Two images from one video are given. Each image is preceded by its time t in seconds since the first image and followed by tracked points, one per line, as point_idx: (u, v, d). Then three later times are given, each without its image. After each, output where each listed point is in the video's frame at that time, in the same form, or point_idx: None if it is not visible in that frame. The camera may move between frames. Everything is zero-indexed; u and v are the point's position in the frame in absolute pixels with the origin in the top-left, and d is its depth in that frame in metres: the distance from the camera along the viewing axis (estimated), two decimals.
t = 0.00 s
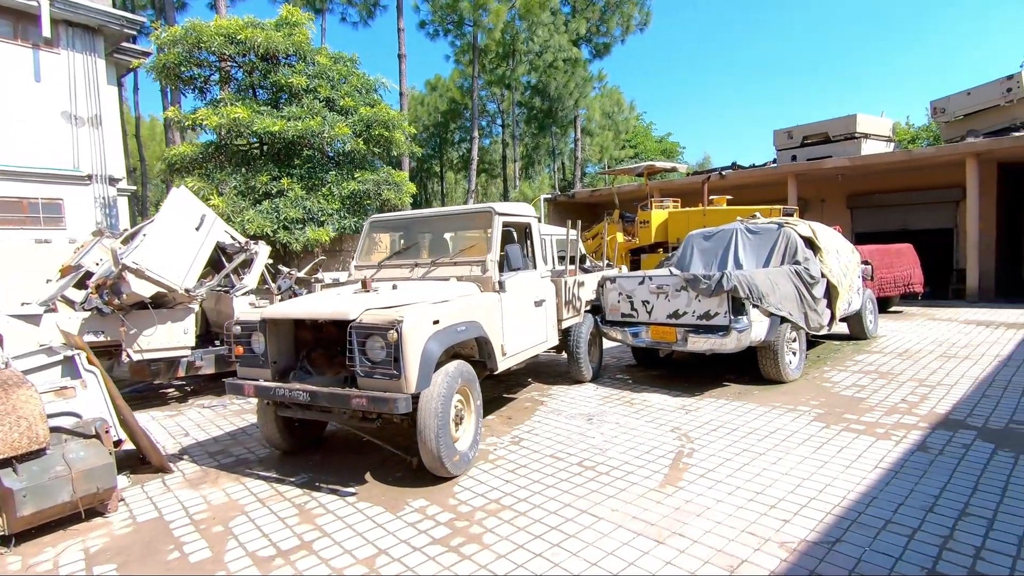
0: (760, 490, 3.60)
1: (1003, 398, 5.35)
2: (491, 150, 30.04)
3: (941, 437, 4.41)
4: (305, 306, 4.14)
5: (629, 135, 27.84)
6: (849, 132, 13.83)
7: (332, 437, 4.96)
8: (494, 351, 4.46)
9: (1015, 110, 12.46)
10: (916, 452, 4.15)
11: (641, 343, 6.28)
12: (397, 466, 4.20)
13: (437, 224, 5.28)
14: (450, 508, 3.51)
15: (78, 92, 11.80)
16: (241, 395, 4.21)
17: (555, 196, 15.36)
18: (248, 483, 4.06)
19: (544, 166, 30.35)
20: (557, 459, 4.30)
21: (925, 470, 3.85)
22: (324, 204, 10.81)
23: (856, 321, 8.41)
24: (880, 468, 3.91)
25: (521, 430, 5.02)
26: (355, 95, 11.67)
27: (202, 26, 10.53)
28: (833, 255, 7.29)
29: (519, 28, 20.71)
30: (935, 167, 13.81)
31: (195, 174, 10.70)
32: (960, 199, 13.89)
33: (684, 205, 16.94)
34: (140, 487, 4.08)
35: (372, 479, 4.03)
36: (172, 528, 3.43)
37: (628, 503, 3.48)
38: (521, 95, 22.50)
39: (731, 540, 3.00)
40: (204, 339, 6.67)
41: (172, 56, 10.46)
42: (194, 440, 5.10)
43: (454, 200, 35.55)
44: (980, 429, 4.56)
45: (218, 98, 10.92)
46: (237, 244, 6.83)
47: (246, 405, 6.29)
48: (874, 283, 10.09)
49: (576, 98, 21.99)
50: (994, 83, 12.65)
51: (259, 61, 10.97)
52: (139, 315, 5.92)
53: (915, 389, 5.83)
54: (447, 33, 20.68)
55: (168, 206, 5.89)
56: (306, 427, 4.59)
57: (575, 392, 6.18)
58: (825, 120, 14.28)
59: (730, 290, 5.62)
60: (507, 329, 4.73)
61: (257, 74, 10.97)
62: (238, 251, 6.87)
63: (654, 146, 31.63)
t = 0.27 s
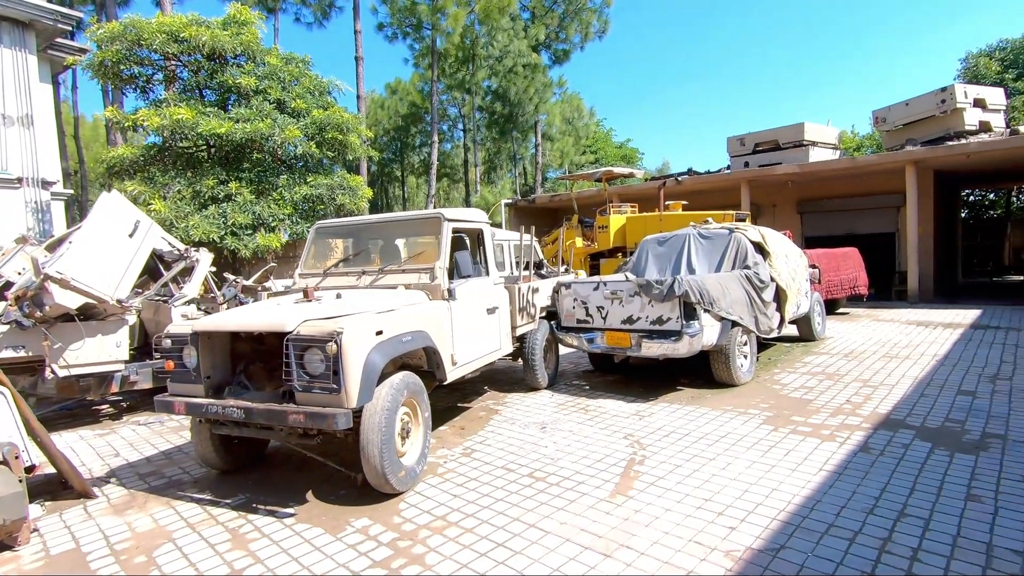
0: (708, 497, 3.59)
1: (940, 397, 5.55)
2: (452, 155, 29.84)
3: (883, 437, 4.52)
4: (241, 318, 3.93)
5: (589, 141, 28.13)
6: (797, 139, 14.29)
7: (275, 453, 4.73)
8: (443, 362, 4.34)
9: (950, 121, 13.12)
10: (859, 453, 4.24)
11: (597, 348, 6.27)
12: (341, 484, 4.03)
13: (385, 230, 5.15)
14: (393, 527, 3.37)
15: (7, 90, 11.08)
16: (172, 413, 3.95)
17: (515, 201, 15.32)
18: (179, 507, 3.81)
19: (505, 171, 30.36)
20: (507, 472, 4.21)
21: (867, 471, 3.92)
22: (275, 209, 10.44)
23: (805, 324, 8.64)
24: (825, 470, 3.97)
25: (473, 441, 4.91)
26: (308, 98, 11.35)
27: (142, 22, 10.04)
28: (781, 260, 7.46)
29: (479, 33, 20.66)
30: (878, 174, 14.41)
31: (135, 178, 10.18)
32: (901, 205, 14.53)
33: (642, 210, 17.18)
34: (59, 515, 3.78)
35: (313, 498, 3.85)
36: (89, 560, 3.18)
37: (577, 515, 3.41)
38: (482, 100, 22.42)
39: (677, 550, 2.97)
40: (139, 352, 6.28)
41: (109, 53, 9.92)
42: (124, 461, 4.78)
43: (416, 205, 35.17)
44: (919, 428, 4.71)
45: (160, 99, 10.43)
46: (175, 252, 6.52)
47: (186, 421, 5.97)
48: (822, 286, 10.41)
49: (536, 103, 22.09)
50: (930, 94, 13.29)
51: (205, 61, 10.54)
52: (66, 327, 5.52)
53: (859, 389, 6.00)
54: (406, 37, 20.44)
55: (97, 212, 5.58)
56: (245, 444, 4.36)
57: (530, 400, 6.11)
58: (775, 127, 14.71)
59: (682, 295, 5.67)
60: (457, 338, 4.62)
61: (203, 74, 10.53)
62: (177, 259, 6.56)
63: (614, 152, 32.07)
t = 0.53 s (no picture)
0: (661, 503, 3.58)
1: (885, 396, 5.73)
2: (415, 158, 29.54)
3: (831, 438, 4.62)
4: (176, 326, 3.71)
5: (552, 145, 28.29)
6: (752, 146, 14.67)
7: (216, 469, 4.49)
8: (393, 370, 4.20)
9: (894, 130, 13.71)
10: (808, 455, 4.30)
11: (555, 353, 6.23)
12: (285, 500, 3.84)
13: (335, 234, 4.98)
14: (337, 544, 3.23)
15: None
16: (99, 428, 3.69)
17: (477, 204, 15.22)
18: (107, 529, 3.56)
19: (469, 174, 30.23)
20: (461, 482, 4.10)
21: (816, 472, 3.98)
22: (225, 211, 10.02)
23: (759, 326, 8.83)
24: (775, 473, 4.01)
25: (427, 450, 4.79)
26: (261, 97, 10.99)
27: (81, 14, 9.52)
28: (736, 263, 7.60)
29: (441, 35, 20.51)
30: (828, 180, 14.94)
31: (73, 177, 9.62)
32: (849, 210, 15.10)
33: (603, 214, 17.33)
34: None
35: (255, 515, 3.65)
36: None
37: (530, 526, 3.33)
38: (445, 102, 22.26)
39: (629, 559, 2.92)
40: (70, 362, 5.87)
41: (44, 46, 9.37)
42: (50, 480, 4.46)
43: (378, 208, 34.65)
44: (865, 428, 4.83)
45: (101, 95, 9.91)
46: (111, 257, 6.20)
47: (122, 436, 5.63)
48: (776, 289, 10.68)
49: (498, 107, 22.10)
50: (875, 104, 13.86)
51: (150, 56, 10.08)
52: None
53: (810, 390, 6.14)
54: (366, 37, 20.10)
55: (22, 215, 5.29)
56: (183, 460, 4.12)
57: (488, 407, 6.02)
58: (732, 134, 15.05)
59: (638, 298, 5.68)
60: (409, 345, 4.50)
61: (147, 69, 10.06)
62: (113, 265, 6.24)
63: (577, 157, 32.35)
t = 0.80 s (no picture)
0: (614, 506, 3.54)
1: (832, 392, 5.89)
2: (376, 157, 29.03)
3: (781, 434, 4.70)
4: (99, 332, 3.45)
5: (514, 146, 28.27)
6: (707, 148, 15.00)
7: (150, 484, 4.22)
8: (340, 376, 4.04)
9: (840, 134, 14.26)
10: (759, 452, 4.36)
11: (512, 355, 6.16)
12: (223, 515, 3.63)
13: (279, 234, 4.78)
14: (276, 562, 3.06)
15: None
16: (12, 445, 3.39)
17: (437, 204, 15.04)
18: (21, 555, 3.28)
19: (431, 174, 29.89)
20: (412, 490, 3.97)
21: (765, 469, 4.03)
22: (169, 210, 9.52)
23: (714, 325, 8.99)
24: (727, 471, 4.03)
25: (378, 457, 4.64)
26: (207, 91, 10.52)
27: None
28: (691, 263, 7.70)
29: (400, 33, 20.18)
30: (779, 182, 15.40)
31: None
32: (800, 211, 15.60)
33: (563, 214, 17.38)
34: None
35: (188, 533, 3.43)
36: None
37: (480, 535, 3.24)
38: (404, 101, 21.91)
39: (580, 566, 2.86)
40: None
41: None
42: None
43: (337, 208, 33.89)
44: (813, 424, 4.93)
45: (30, 86, 9.28)
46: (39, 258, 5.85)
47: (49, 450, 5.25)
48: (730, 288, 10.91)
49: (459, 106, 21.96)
50: (823, 109, 14.37)
51: (86, 46, 9.51)
52: None
53: (762, 387, 6.26)
54: (323, 33, 19.60)
55: None
56: (111, 477, 3.85)
57: (444, 411, 5.89)
58: (688, 136, 15.36)
59: (594, 299, 5.66)
60: (358, 349, 4.34)
61: (82, 60, 9.48)
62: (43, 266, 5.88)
63: (538, 157, 32.44)
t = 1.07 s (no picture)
0: (567, 510, 3.45)
1: (783, 387, 5.99)
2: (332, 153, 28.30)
3: (734, 431, 4.72)
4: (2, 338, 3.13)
5: (474, 144, 28.06)
6: (664, 148, 15.20)
7: (69, 502, 3.89)
8: (280, 381, 3.82)
9: (790, 135, 14.69)
10: (711, 449, 4.35)
11: (467, 355, 6.02)
12: (148, 534, 3.36)
13: (215, 231, 4.50)
14: None
15: None
16: None
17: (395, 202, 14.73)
18: None
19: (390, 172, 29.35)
20: (357, 500, 3.78)
21: (718, 467, 4.02)
22: (103, 206, 8.93)
23: (670, 322, 9.07)
24: (681, 470, 4.01)
25: (323, 465, 4.42)
26: (145, 80, 9.94)
27: None
28: (647, 261, 7.72)
29: (357, 26, 19.69)
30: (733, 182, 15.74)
31: None
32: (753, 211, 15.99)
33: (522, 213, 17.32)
34: None
35: (108, 556, 3.16)
36: None
37: (427, 545, 3.09)
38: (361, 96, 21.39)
39: (529, 574, 2.75)
40: None
41: None
42: None
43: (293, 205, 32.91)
44: (765, 419, 4.98)
45: None
46: None
47: None
48: (686, 286, 11.06)
49: (417, 103, 21.64)
50: (774, 110, 14.76)
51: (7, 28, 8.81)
52: None
53: (716, 384, 6.32)
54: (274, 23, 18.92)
55: None
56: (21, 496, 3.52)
57: (396, 414, 5.70)
58: (645, 136, 15.52)
59: (549, 298, 5.58)
60: (300, 352, 4.12)
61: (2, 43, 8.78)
62: None
63: (499, 156, 32.32)
